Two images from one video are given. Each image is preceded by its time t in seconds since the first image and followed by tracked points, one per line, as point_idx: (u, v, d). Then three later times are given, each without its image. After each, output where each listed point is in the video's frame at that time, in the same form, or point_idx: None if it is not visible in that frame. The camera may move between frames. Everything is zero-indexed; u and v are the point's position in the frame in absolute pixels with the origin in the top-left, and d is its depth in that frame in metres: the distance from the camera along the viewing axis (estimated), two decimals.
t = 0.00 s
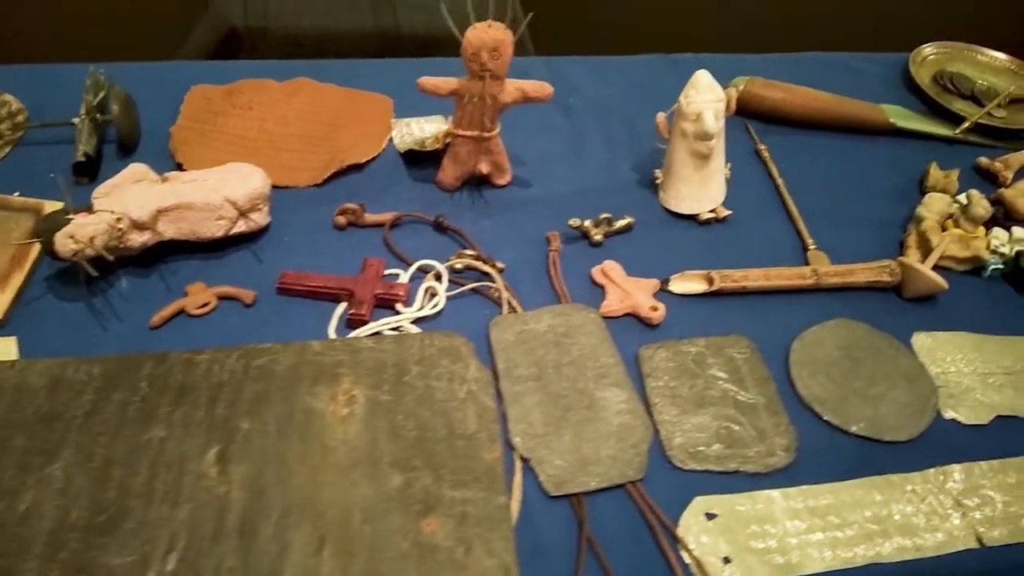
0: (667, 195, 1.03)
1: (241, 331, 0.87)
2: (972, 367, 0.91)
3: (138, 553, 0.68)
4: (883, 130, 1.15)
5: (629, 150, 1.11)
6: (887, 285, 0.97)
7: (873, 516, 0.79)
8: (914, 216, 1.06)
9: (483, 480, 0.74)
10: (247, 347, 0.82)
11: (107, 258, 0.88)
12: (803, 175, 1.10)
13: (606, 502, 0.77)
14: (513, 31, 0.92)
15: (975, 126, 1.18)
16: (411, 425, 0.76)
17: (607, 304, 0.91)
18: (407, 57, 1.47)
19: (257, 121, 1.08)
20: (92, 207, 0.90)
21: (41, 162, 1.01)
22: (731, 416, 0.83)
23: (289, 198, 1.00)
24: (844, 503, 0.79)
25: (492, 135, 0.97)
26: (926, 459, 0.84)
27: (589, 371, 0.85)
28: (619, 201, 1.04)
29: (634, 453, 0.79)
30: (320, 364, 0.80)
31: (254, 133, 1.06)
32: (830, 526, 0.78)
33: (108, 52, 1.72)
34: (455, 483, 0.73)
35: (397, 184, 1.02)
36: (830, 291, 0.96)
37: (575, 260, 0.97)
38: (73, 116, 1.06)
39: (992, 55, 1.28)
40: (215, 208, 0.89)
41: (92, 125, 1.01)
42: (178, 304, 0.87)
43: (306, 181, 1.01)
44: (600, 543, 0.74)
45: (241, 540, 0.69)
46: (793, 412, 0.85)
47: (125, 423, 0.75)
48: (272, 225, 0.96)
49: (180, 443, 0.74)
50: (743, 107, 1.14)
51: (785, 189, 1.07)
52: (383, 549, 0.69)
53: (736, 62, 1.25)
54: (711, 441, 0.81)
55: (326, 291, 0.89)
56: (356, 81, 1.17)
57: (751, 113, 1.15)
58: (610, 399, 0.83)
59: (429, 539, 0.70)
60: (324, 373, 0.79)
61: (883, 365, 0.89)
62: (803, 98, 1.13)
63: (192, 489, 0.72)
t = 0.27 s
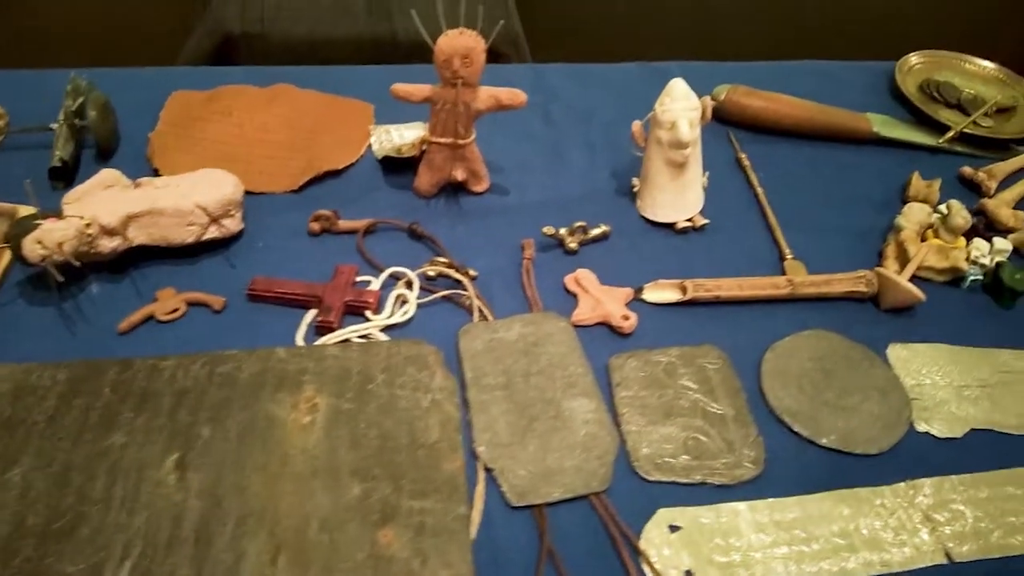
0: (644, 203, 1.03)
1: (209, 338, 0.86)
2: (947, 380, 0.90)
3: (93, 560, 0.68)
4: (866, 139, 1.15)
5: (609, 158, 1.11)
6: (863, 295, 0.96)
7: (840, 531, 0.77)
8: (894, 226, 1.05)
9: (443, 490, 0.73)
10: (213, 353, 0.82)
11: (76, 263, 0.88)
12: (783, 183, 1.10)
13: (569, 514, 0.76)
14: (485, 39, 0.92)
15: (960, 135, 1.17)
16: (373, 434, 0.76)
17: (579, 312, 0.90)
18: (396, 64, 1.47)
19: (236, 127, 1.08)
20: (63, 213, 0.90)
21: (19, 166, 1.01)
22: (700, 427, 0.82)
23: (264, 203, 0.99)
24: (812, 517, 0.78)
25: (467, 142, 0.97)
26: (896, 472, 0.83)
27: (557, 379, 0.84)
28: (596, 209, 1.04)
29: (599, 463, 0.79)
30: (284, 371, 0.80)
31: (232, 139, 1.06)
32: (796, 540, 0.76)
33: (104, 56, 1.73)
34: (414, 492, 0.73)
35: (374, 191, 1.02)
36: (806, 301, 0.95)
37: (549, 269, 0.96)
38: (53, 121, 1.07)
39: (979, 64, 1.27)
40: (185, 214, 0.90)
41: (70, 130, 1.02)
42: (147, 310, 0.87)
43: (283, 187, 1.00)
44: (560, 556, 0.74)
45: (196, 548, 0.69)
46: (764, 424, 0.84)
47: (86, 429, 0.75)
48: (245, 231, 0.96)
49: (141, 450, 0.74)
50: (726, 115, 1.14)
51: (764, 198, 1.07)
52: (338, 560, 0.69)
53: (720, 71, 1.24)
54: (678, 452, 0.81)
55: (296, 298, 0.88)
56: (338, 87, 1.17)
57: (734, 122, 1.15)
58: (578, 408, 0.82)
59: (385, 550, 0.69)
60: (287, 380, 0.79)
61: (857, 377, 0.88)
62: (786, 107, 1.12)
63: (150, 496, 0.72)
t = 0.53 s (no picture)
0: (617, 212, 1.03)
1: (174, 345, 0.86)
2: (919, 394, 0.89)
3: (45, 569, 0.68)
4: (845, 149, 1.14)
5: (585, 168, 1.10)
6: (836, 307, 0.95)
7: (805, 547, 0.76)
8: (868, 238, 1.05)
9: (400, 501, 0.73)
10: (175, 362, 0.82)
11: (41, 270, 0.88)
12: (760, 193, 1.09)
13: (528, 527, 0.75)
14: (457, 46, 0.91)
15: (940, 145, 1.17)
16: (331, 445, 0.75)
17: (547, 322, 0.90)
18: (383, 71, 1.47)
19: (211, 134, 1.07)
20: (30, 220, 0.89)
21: None
22: (665, 439, 0.82)
23: (236, 210, 0.99)
24: (777, 532, 0.77)
25: (439, 149, 0.96)
26: (863, 487, 0.82)
27: (523, 389, 0.83)
28: (569, 220, 1.04)
29: (561, 475, 0.78)
30: (245, 380, 0.80)
31: (206, 146, 1.06)
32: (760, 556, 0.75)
33: (94, 61, 1.74)
34: (371, 504, 0.72)
35: (347, 199, 1.01)
36: (777, 312, 0.95)
37: (519, 278, 0.95)
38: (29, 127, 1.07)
39: (961, 74, 1.28)
40: (152, 220, 0.89)
41: (44, 136, 1.01)
42: (112, 317, 0.87)
43: (253, 196, 1.00)
44: (517, 570, 0.73)
45: (148, 559, 0.68)
46: (730, 437, 0.83)
47: (44, 436, 0.75)
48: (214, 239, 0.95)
49: (98, 459, 0.74)
50: (704, 124, 1.14)
51: (739, 208, 1.07)
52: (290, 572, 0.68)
53: (702, 79, 1.24)
54: (641, 464, 0.80)
55: (261, 305, 0.88)
56: (316, 95, 1.16)
57: (713, 131, 1.15)
58: (542, 419, 0.81)
59: (338, 562, 0.69)
60: (248, 389, 0.79)
61: (825, 390, 0.87)
62: (765, 116, 1.12)
63: (105, 505, 0.71)
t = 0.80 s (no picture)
0: (586, 223, 1.03)
1: (136, 355, 0.85)
2: (885, 408, 0.88)
3: None
4: (820, 161, 1.16)
5: (557, 179, 1.10)
6: (803, 320, 0.95)
7: (763, 563, 0.75)
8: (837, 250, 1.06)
9: (353, 515, 0.72)
10: (135, 371, 0.81)
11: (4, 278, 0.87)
12: (730, 205, 1.11)
13: (485, 541, 0.74)
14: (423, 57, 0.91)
15: (915, 156, 1.19)
16: (287, 457, 0.75)
17: (512, 334, 0.89)
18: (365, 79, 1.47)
19: (184, 141, 1.07)
20: None
21: None
22: (626, 452, 0.81)
23: (204, 219, 0.99)
24: (736, 548, 0.76)
25: (406, 159, 0.96)
26: (825, 502, 0.81)
27: (485, 401, 0.82)
28: (539, 231, 1.03)
29: (520, 488, 0.77)
30: (203, 391, 0.79)
31: (178, 153, 1.06)
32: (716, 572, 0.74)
33: (80, 66, 1.74)
34: (324, 517, 0.72)
35: (315, 208, 1.01)
36: (744, 325, 0.95)
37: (484, 288, 0.95)
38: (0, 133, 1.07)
39: (938, 85, 1.29)
40: (116, 229, 0.89)
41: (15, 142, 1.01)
42: (74, 326, 0.86)
43: (222, 204, 1.00)
44: None
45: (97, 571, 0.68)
46: (692, 451, 0.83)
47: None
48: (180, 248, 0.95)
49: (52, 469, 0.74)
50: (678, 135, 1.15)
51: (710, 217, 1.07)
52: None
53: (677, 91, 1.26)
54: (601, 478, 0.79)
55: (224, 315, 0.87)
56: (290, 103, 1.16)
57: (687, 142, 1.16)
58: (503, 431, 0.80)
59: None
60: (206, 400, 0.78)
61: (790, 404, 0.87)
62: (738, 126, 1.14)
63: (56, 516, 0.71)
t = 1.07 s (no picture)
0: (552, 235, 1.03)
1: (94, 366, 0.85)
2: (846, 422, 0.88)
3: None
4: (788, 172, 1.17)
5: (525, 190, 1.10)
6: (766, 332, 0.95)
7: None
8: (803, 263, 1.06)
9: (304, 530, 0.72)
10: (91, 384, 0.81)
11: None
12: (698, 218, 1.11)
13: (437, 557, 0.73)
14: (384, 68, 0.91)
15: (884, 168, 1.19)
16: (239, 471, 0.75)
17: (473, 346, 0.88)
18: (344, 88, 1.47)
19: (150, 151, 1.07)
20: None
21: None
22: (583, 466, 0.80)
23: (168, 229, 0.99)
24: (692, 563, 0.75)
25: (370, 169, 0.96)
26: (783, 517, 0.80)
27: (442, 414, 0.82)
28: (505, 242, 1.03)
29: (474, 503, 0.76)
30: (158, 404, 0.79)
31: (144, 163, 1.05)
32: None
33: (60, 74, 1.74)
34: (274, 532, 0.72)
35: (280, 219, 1.01)
36: (707, 338, 0.95)
37: (447, 301, 0.94)
38: None
39: (910, 96, 1.30)
40: (77, 240, 0.89)
41: None
42: (33, 337, 0.85)
43: (186, 214, 1.00)
44: None
45: None
46: (650, 464, 0.82)
47: None
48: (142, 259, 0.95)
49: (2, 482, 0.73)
50: (647, 147, 1.17)
51: (675, 229, 1.08)
52: None
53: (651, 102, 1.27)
54: (557, 492, 0.78)
55: (184, 326, 0.87)
56: (260, 112, 1.16)
57: (657, 154, 1.17)
58: (460, 445, 0.80)
59: None
60: (160, 413, 0.78)
61: (750, 417, 0.87)
62: (708, 137, 1.15)
63: (5, 530, 0.70)
